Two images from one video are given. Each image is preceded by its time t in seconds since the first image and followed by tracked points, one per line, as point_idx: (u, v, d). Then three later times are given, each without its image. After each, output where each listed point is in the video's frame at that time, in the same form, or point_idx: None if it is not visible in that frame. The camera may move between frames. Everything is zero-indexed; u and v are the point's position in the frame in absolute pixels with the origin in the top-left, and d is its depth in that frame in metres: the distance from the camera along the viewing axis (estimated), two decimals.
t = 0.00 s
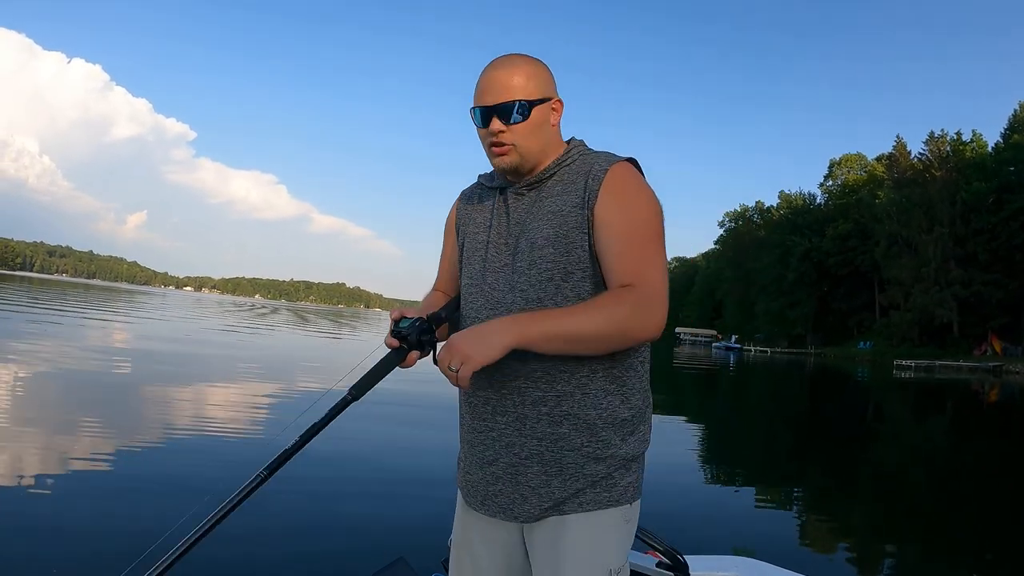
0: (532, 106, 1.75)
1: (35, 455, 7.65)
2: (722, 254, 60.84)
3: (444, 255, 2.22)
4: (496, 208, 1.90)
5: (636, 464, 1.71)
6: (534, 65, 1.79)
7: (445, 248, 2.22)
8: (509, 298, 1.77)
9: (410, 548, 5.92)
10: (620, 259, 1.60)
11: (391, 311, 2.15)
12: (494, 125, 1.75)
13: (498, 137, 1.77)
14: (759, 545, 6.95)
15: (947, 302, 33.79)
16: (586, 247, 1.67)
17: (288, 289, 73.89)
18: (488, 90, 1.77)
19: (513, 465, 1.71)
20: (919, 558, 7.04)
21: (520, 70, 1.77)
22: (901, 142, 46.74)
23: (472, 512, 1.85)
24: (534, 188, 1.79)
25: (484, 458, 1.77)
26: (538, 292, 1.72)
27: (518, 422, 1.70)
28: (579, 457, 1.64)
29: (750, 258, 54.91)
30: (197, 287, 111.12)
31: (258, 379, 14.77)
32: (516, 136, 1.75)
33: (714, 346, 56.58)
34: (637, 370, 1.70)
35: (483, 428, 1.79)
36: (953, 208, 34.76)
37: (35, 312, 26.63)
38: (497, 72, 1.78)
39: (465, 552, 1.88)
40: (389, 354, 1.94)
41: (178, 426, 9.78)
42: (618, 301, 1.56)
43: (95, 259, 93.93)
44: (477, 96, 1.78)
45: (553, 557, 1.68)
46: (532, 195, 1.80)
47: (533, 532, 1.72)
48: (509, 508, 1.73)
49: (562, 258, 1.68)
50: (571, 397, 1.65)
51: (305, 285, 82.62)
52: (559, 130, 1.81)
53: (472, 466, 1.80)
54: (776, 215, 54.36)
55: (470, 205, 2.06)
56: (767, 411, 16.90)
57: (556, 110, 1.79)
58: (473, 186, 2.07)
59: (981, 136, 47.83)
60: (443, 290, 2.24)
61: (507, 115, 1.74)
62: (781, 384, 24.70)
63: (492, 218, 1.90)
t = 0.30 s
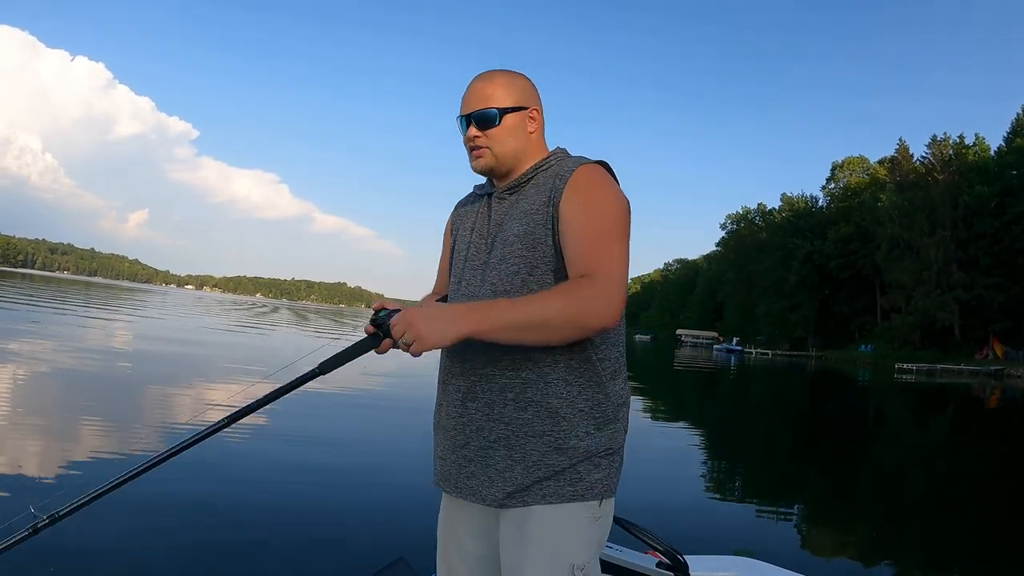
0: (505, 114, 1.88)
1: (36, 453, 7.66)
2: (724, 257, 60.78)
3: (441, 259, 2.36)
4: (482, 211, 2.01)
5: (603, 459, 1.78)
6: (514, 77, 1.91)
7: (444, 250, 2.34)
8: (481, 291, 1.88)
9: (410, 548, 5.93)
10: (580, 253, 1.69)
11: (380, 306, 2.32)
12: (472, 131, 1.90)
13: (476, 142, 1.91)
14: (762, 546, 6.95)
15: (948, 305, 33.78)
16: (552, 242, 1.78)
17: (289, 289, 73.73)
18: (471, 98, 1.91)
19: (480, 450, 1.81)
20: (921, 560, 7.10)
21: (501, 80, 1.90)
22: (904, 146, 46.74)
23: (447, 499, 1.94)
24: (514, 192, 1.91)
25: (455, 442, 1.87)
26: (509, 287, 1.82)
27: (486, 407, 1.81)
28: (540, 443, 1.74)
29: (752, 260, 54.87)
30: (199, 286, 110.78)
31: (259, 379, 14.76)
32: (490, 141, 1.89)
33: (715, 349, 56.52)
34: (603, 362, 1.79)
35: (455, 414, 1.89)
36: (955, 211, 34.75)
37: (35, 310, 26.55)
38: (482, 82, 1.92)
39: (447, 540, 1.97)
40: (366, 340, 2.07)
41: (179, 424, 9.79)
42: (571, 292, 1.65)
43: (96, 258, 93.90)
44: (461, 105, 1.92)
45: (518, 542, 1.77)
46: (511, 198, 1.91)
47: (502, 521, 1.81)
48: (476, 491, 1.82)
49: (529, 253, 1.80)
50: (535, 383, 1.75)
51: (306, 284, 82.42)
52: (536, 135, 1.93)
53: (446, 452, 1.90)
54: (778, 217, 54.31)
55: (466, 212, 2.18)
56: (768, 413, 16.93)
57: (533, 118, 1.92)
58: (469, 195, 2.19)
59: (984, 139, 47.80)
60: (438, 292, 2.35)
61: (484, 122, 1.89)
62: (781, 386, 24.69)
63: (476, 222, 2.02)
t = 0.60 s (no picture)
0: (494, 117, 1.88)
1: (37, 454, 7.66)
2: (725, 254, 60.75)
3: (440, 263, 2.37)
4: (472, 213, 2.02)
5: (583, 457, 1.77)
6: (505, 81, 1.92)
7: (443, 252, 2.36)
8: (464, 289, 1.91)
9: (409, 548, 5.92)
10: (553, 249, 1.69)
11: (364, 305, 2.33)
12: (462, 133, 1.91)
13: (467, 144, 1.92)
14: (762, 545, 6.94)
15: (950, 302, 33.75)
16: (529, 239, 1.79)
17: (291, 288, 73.72)
18: (462, 101, 1.92)
19: (459, 442, 1.84)
20: (921, 557, 7.11)
21: (493, 85, 1.91)
22: (905, 143, 46.68)
23: (435, 493, 1.97)
24: (500, 193, 1.91)
25: (437, 434, 1.90)
26: (489, 285, 1.84)
27: (465, 402, 1.83)
28: (514, 438, 1.75)
29: (753, 258, 54.84)
30: (200, 285, 110.75)
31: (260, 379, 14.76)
32: (481, 142, 1.90)
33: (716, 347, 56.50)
34: (585, 360, 1.78)
35: (439, 407, 1.92)
36: (956, 208, 34.70)
37: (36, 311, 26.55)
38: (476, 86, 1.93)
39: (437, 534, 1.98)
40: (350, 338, 2.09)
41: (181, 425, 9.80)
42: (538, 287, 1.66)
43: (97, 258, 93.91)
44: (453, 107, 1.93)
45: (493, 535, 1.78)
46: (497, 199, 1.92)
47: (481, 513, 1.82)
48: (456, 485, 1.85)
49: (507, 250, 1.81)
50: (512, 377, 1.77)
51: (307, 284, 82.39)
52: (525, 139, 1.93)
53: (431, 444, 1.94)
54: (779, 215, 54.26)
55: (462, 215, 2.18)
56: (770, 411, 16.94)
57: (523, 122, 1.92)
58: (464, 199, 2.19)
59: (985, 136, 47.75)
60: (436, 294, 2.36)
61: (474, 124, 1.89)
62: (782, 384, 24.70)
63: (466, 223, 2.03)
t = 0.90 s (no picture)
0: (506, 116, 1.86)
1: (38, 456, 7.67)
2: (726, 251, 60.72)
3: (433, 261, 2.35)
4: (469, 213, 2.00)
5: (586, 457, 1.78)
6: (510, 78, 1.89)
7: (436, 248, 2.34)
8: (463, 291, 1.90)
9: (410, 549, 5.92)
10: (551, 252, 1.69)
11: (355, 309, 2.33)
12: (472, 129, 1.87)
13: (474, 141, 1.89)
14: (763, 545, 6.93)
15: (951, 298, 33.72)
16: (529, 242, 1.79)
17: (293, 288, 73.74)
18: (471, 96, 1.89)
19: (461, 447, 1.82)
20: (922, 553, 7.09)
21: (499, 81, 1.88)
22: (905, 138, 46.63)
23: (436, 495, 1.96)
24: (499, 192, 1.90)
25: (438, 438, 1.89)
26: (490, 287, 1.83)
27: (466, 405, 1.82)
28: (518, 440, 1.75)
29: (754, 255, 54.84)
30: (202, 286, 110.84)
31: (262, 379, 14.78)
32: (489, 141, 1.87)
33: (718, 344, 56.50)
34: (585, 361, 1.79)
35: (438, 411, 1.90)
36: (957, 203, 34.66)
37: (37, 313, 26.58)
38: (480, 82, 1.90)
39: (435, 535, 1.98)
40: (343, 344, 2.06)
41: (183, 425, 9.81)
42: (538, 295, 1.66)
43: (98, 259, 94.05)
44: (459, 103, 1.90)
45: (498, 538, 1.78)
46: (496, 199, 1.91)
47: (484, 514, 1.82)
48: (460, 489, 1.83)
49: (507, 252, 1.81)
50: (513, 381, 1.76)
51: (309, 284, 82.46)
52: (530, 137, 1.92)
53: (432, 449, 1.92)
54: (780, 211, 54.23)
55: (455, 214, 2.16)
56: (771, 408, 16.94)
57: (529, 121, 1.91)
58: (458, 196, 2.17)
59: (985, 131, 47.69)
60: (429, 293, 2.35)
61: (484, 121, 1.86)
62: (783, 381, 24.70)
63: (462, 222, 2.02)
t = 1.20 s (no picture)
0: (506, 109, 1.82)
1: (41, 457, 7.70)
2: (727, 251, 60.70)
3: (419, 253, 2.27)
4: (477, 208, 1.95)
5: (607, 466, 1.80)
6: (514, 67, 1.84)
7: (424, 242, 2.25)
8: (483, 295, 1.84)
9: (411, 549, 5.93)
10: (593, 259, 1.68)
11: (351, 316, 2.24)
12: (471, 124, 1.83)
13: (475, 138, 1.85)
14: (765, 546, 6.91)
15: (952, 296, 33.70)
16: (561, 246, 1.76)
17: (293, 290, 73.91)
18: (471, 92, 1.84)
19: (483, 460, 1.77)
20: (923, 552, 7.10)
21: (501, 71, 1.83)
22: (906, 137, 46.58)
23: (445, 510, 1.89)
24: (516, 188, 1.86)
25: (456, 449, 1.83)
26: (515, 291, 1.79)
27: (491, 417, 1.77)
28: (546, 451, 1.72)
29: (754, 254, 54.87)
30: (203, 287, 111.15)
31: (262, 380, 14.80)
32: (490, 137, 1.83)
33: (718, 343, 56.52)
34: (608, 371, 1.81)
35: (455, 421, 1.85)
36: (958, 202, 34.62)
37: (39, 315, 26.66)
38: (480, 73, 1.86)
39: (439, 550, 1.93)
40: (339, 360, 2.04)
41: (183, 426, 9.83)
42: (582, 302, 1.66)
43: (99, 261, 94.15)
44: (459, 97, 1.85)
45: (521, 552, 1.75)
46: (513, 196, 1.86)
47: (503, 530, 1.78)
48: (481, 503, 1.78)
49: (539, 255, 1.77)
50: (542, 392, 1.74)
51: (309, 285, 82.62)
52: (536, 132, 1.88)
53: (444, 461, 1.86)
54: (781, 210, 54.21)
55: (450, 205, 2.09)
56: (772, 407, 16.94)
57: (536, 113, 1.86)
58: (452, 188, 2.10)
59: (986, 128, 47.61)
60: (414, 291, 2.28)
61: (487, 116, 1.82)
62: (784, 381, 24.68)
63: (473, 217, 1.95)
